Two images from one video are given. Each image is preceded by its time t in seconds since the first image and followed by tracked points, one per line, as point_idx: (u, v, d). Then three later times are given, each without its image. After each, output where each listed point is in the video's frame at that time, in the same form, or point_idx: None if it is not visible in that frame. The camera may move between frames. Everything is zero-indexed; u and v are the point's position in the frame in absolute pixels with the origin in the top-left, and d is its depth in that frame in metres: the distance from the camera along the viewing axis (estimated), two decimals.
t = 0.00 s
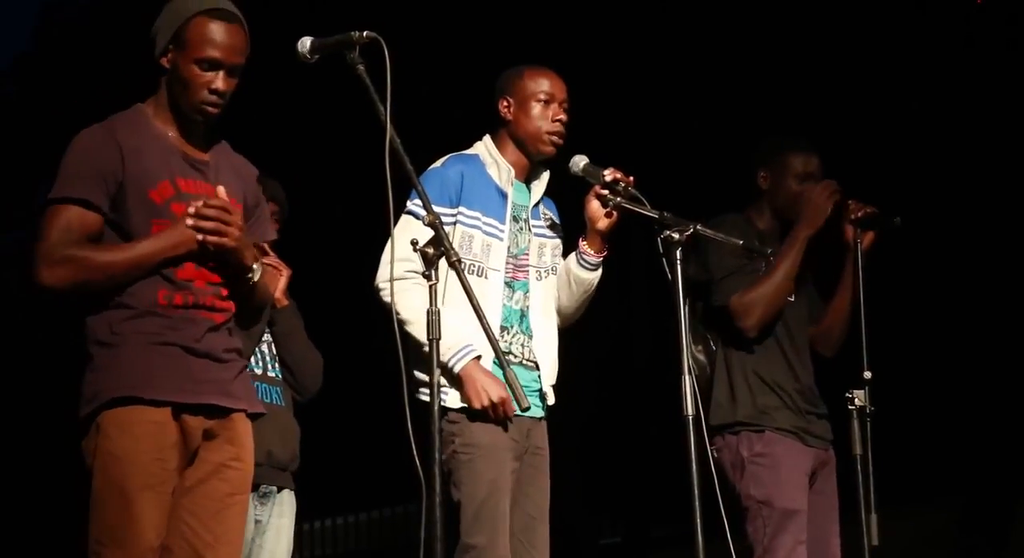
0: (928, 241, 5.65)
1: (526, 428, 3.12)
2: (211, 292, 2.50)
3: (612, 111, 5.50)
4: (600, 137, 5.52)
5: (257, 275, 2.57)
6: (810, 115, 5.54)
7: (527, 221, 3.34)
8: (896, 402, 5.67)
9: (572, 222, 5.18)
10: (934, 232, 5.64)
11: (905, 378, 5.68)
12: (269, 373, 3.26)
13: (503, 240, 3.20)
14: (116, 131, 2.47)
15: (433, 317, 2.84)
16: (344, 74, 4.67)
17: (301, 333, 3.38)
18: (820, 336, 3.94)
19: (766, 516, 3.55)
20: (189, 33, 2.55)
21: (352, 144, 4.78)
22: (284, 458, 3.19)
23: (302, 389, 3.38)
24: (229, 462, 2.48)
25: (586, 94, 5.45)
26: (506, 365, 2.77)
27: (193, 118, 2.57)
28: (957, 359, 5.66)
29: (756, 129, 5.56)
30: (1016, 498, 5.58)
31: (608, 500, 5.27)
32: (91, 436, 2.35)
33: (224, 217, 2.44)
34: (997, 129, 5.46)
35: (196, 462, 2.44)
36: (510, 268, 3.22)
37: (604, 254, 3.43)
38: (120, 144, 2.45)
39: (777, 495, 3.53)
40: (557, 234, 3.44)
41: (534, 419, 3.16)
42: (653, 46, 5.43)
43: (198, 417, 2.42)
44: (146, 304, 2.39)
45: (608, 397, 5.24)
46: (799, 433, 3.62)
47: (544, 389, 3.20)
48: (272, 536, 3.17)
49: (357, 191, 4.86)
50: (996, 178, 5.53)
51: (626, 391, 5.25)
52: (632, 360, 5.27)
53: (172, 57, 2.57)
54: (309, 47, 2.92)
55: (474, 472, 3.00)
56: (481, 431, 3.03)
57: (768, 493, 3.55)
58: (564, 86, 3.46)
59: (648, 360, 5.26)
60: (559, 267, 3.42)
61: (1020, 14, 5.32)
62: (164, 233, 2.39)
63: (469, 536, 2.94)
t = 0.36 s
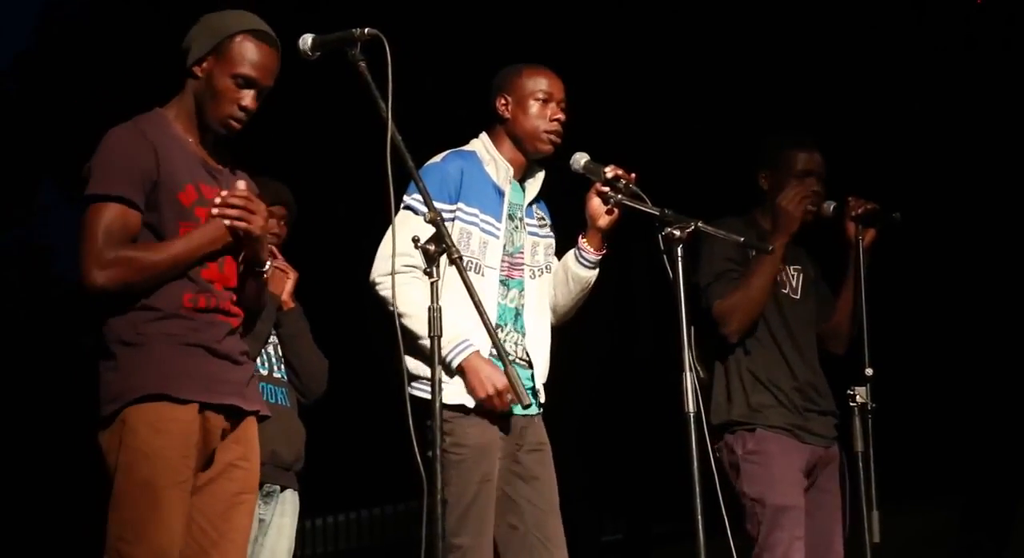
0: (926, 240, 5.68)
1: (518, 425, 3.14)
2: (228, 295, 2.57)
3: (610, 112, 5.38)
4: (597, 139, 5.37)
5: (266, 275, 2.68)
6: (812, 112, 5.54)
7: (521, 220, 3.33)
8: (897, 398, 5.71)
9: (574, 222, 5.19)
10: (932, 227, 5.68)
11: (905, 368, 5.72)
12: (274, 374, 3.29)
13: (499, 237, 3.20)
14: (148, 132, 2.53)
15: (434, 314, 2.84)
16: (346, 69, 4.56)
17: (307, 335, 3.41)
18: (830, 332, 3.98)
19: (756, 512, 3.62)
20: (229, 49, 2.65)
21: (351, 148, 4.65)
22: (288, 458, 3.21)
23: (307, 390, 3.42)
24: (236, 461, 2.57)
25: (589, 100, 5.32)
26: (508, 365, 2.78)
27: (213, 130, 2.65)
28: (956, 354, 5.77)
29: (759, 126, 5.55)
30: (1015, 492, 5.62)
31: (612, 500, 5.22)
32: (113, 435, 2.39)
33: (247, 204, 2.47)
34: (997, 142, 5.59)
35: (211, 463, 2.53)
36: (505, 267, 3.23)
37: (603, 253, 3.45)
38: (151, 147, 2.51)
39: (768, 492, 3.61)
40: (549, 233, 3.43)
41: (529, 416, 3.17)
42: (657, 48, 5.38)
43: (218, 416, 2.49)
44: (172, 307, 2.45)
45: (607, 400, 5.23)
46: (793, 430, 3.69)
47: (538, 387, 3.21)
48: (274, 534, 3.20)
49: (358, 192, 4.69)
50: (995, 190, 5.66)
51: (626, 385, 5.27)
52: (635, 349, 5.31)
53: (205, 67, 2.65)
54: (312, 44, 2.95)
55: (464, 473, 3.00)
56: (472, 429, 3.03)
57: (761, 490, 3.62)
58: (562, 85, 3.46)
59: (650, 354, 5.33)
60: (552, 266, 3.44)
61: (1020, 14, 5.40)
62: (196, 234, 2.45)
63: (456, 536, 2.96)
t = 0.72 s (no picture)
0: (926, 233, 5.70)
1: (513, 422, 3.14)
2: (226, 296, 2.57)
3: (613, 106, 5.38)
4: (605, 136, 5.39)
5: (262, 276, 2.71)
6: (815, 109, 5.54)
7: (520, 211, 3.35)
8: (902, 395, 5.72)
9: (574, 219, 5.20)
10: (932, 223, 5.69)
11: (907, 367, 5.73)
12: (275, 375, 3.33)
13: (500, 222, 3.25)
14: (154, 129, 2.54)
15: (434, 309, 2.85)
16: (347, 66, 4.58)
17: (310, 337, 3.44)
18: (835, 329, 3.96)
19: (752, 508, 3.64)
20: (244, 59, 2.69)
21: (352, 143, 4.64)
22: (290, 458, 3.23)
23: (309, 393, 3.42)
24: (231, 461, 2.59)
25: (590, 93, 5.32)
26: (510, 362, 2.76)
27: (218, 134, 2.68)
28: (957, 354, 5.75)
29: (761, 123, 5.54)
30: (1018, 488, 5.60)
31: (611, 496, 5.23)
32: (112, 434, 2.39)
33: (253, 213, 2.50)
34: (997, 132, 5.57)
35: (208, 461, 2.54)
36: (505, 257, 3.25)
37: (604, 249, 3.46)
38: (155, 143, 2.52)
39: (762, 488, 3.63)
40: (552, 225, 3.45)
41: (527, 412, 3.17)
42: (659, 42, 5.40)
43: (216, 416, 2.50)
44: (171, 308, 2.45)
45: (605, 390, 5.25)
46: (789, 428, 3.69)
47: (537, 381, 3.21)
48: (275, 533, 3.21)
49: (358, 189, 4.68)
50: (995, 179, 5.62)
51: (627, 376, 5.29)
52: (640, 348, 5.32)
53: (217, 75, 2.69)
54: (312, 41, 2.96)
55: (459, 469, 3.00)
56: (467, 426, 3.03)
57: (755, 487, 3.64)
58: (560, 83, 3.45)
59: (653, 350, 5.35)
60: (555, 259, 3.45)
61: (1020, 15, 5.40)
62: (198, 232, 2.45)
63: (454, 532, 2.97)
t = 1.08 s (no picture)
0: (926, 232, 5.69)
1: (518, 420, 3.14)
2: (218, 293, 2.58)
3: (615, 108, 5.38)
4: (603, 134, 5.38)
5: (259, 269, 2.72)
6: (815, 108, 5.56)
7: (521, 211, 3.35)
8: (903, 395, 5.68)
9: (574, 218, 5.21)
10: (934, 222, 5.69)
11: (907, 369, 5.69)
12: (274, 373, 3.33)
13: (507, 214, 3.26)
14: (140, 125, 2.56)
15: (434, 308, 2.86)
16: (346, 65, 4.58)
17: (308, 334, 3.45)
18: (834, 327, 4.00)
19: (759, 508, 3.65)
20: (235, 51, 2.73)
21: (353, 142, 4.64)
22: (290, 455, 3.24)
23: (309, 391, 3.43)
24: (226, 458, 2.59)
25: (592, 94, 5.32)
26: (509, 362, 2.80)
27: (212, 126, 2.72)
28: (957, 352, 5.73)
29: (762, 122, 5.56)
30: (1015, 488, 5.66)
31: (611, 494, 5.22)
32: (102, 431, 2.42)
33: (243, 201, 2.51)
34: (997, 136, 5.61)
35: (202, 458, 2.55)
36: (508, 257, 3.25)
37: (605, 249, 3.49)
38: (142, 140, 2.53)
39: (771, 488, 3.63)
40: (553, 226, 3.46)
41: (529, 413, 3.17)
42: (662, 43, 5.37)
43: (207, 413, 2.51)
44: (160, 305, 2.46)
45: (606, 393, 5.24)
46: (797, 428, 3.70)
47: (539, 383, 3.22)
48: (276, 530, 3.23)
49: (359, 189, 4.68)
50: (995, 184, 5.65)
51: (627, 377, 5.28)
52: (639, 347, 5.31)
53: (209, 68, 2.72)
54: (311, 40, 2.98)
55: (467, 467, 3.01)
56: (475, 423, 3.03)
57: (763, 486, 3.65)
58: (559, 85, 3.45)
59: (653, 349, 5.34)
60: (557, 259, 3.44)
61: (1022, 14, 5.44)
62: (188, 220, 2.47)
63: (467, 528, 2.97)
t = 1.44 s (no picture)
0: (926, 231, 5.70)
1: (516, 422, 3.14)
2: (213, 286, 2.58)
3: (614, 107, 5.39)
4: (605, 136, 5.42)
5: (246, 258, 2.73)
6: (813, 108, 5.58)
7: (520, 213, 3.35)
8: (901, 395, 5.70)
9: (573, 216, 5.21)
10: (932, 222, 5.69)
11: (905, 367, 5.72)
12: (264, 370, 3.35)
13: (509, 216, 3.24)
14: (128, 118, 2.52)
15: (433, 308, 2.86)
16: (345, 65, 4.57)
17: (299, 330, 3.47)
18: (831, 327, 3.98)
19: (761, 509, 3.65)
20: (219, 32, 2.70)
21: (353, 142, 4.65)
22: (280, 454, 3.25)
23: (301, 386, 3.45)
24: (224, 455, 2.59)
25: (591, 94, 5.33)
26: (507, 362, 2.81)
27: (204, 109, 2.68)
28: (958, 350, 5.71)
29: (761, 122, 5.57)
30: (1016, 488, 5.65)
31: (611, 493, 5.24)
32: (104, 428, 2.40)
33: (238, 188, 2.50)
34: (997, 132, 5.58)
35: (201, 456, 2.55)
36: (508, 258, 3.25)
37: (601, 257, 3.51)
38: (135, 133, 2.50)
39: (774, 489, 3.63)
40: (547, 229, 3.47)
41: (526, 413, 3.17)
42: (662, 42, 5.37)
43: (207, 410, 2.51)
44: (161, 299, 2.45)
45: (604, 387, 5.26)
46: (800, 430, 3.71)
47: (535, 383, 3.23)
48: (266, 530, 3.23)
49: (359, 188, 4.69)
50: (995, 182, 5.64)
51: (627, 374, 5.29)
52: (639, 348, 5.30)
53: (196, 52, 2.67)
54: (310, 40, 2.97)
55: (468, 467, 3.00)
56: (475, 424, 3.03)
57: (766, 488, 3.65)
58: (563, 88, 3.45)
59: (653, 351, 5.31)
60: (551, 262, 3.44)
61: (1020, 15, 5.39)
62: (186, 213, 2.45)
63: (466, 528, 2.96)
